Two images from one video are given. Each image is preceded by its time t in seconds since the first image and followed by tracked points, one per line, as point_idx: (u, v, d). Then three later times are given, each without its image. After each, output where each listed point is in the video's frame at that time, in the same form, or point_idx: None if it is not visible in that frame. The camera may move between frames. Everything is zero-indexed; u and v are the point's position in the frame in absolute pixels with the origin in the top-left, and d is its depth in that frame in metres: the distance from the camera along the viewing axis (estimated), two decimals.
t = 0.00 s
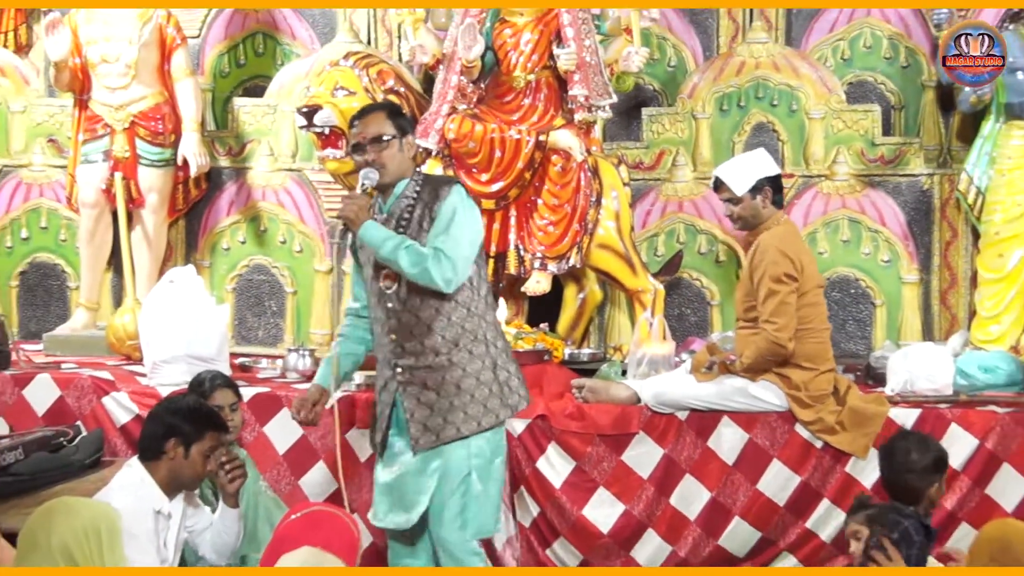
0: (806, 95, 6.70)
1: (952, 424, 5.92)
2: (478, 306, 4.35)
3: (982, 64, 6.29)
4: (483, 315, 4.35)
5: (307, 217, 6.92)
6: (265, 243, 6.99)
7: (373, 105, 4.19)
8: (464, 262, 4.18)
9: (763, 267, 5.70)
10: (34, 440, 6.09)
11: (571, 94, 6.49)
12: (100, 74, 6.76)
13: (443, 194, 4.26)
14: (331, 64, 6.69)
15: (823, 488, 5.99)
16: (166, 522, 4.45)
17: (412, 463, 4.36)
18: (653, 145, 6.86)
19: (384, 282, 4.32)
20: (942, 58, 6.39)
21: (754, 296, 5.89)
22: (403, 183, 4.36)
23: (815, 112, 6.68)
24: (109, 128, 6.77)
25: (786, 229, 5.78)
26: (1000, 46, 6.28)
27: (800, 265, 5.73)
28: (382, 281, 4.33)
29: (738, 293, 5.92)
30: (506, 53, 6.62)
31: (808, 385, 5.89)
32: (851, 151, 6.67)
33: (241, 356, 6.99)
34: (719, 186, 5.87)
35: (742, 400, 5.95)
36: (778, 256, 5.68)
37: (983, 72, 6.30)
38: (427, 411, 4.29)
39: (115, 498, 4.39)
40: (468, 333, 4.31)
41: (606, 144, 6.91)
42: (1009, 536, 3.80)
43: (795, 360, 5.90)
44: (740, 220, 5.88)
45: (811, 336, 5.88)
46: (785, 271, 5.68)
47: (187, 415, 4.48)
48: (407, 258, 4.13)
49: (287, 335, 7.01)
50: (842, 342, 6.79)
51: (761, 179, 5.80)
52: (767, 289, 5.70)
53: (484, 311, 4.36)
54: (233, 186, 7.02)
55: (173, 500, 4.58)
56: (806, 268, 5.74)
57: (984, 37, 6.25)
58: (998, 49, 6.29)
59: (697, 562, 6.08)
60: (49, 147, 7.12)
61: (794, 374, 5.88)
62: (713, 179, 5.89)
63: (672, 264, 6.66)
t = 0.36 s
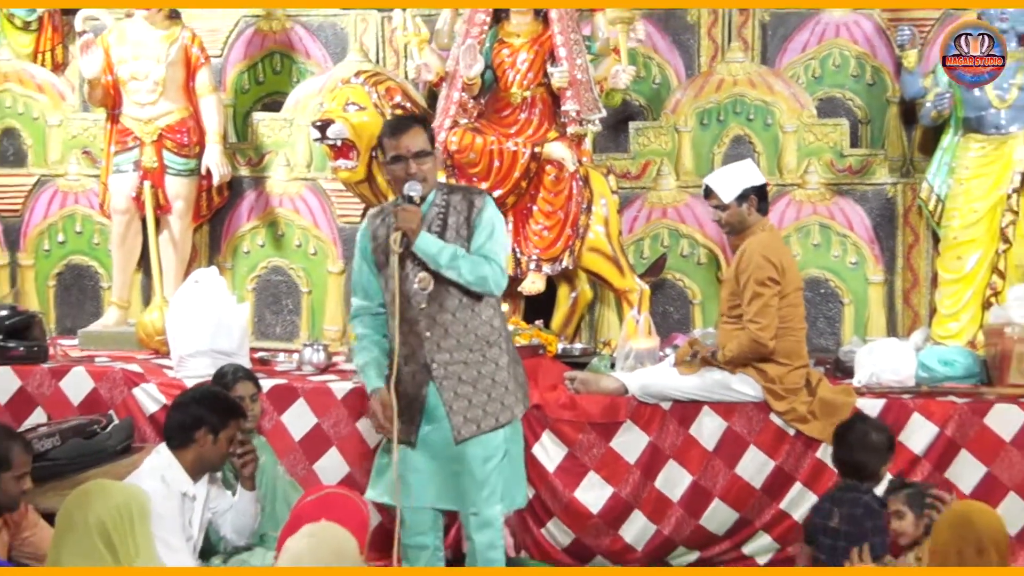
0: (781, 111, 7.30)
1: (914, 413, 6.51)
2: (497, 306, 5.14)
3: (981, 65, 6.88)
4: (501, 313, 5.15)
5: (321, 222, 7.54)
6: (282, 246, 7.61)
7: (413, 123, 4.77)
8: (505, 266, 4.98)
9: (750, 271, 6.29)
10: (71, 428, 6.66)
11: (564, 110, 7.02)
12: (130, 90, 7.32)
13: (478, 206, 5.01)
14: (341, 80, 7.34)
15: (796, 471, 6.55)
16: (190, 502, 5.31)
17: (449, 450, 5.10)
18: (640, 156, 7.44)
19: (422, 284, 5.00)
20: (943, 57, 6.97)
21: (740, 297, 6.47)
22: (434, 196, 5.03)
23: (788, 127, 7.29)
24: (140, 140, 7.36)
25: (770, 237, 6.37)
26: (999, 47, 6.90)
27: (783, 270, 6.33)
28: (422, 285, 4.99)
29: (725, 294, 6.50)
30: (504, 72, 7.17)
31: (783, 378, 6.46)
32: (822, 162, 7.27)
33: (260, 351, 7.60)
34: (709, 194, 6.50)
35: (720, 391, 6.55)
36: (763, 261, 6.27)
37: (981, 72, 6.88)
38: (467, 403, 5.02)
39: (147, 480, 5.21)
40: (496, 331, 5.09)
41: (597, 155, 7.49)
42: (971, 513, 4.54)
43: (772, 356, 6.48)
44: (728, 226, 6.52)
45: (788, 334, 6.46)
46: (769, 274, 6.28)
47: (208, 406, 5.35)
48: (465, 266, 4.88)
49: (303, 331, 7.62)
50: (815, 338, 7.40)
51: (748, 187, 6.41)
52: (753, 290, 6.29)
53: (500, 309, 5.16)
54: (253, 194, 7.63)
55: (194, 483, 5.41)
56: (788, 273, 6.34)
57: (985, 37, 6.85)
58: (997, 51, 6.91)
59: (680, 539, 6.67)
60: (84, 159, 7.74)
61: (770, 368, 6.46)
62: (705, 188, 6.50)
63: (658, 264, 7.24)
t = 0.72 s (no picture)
0: (759, 124, 7.90)
1: (884, 405, 6.97)
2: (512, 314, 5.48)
3: (980, 64, 7.44)
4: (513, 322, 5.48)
5: (333, 226, 8.23)
6: (298, 249, 8.29)
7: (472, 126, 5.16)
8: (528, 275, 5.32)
9: (743, 271, 6.81)
10: (100, 417, 7.16)
11: (559, 122, 7.54)
12: (156, 104, 7.90)
13: (515, 216, 5.39)
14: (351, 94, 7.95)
15: (775, 458, 7.09)
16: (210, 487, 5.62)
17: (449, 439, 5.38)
18: (630, 165, 8.01)
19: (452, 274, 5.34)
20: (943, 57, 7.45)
21: (727, 296, 6.98)
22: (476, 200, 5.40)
23: (766, 138, 7.87)
24: (164, 151, 7.94)
25: (753, 238, 6.92)
26: (998, 47, 7.45)
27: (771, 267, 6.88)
28: (451, 275, 5.34)
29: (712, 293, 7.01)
30: (504, 87, 7.72)
31: (764, 371, 6.98)
32: (798, 171, 7.86)
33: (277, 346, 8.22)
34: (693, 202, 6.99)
35: (705, 383, 7.07)
36: (755, 261, 6.81)
37: (980, 73, 7.45)
38: (469, 394, 5.32)
39: (169, 466, 5.51)
40: (507, 334, 5.42)
41: (589, 164, 8.05)
42: (921, 502, 4.76)
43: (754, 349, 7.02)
44: (711, 229, 7.01)
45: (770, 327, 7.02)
46: (760, 273, 6.81)
47: (227, 398, 5.68)
48: (494, 263, 5.21)
49: (316, 327, 8.29)
50: (792, 334, 7.99)
51: (726, 196, 6.91)
52: (747, 289, 6.82)
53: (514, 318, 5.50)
54: (270, 201, 8.30)
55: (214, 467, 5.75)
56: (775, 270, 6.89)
57: (984, 38, 7.41)
58: (996, 51, 7.45)
59: (667, 521, 7.20)
60: (113, 167, 8.52)
61: (752, 361, 6.99)
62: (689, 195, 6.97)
63: (645, 265, 7.83)
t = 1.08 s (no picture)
0: (742, 130, 8.29)
1: (864, 399, 7.21)
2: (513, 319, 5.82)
3: (980, 64, 7.78)
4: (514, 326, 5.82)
5: (336, 227, 8.67)
6: (303, 249, 8.73)
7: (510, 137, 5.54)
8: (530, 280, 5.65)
9: (732, 271, 7.06)
10: (114, 410, 7.49)
11: (553, 129, 7.90)
12: (167, 111, 8.27)
13: (529, 225, 5.75)
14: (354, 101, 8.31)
15: (758, 449, 7.41)
16: (220, 476, 5.98)
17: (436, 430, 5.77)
18: (620, 169, 8.42)
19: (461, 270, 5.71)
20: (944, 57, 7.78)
21: (715, 294, 7.23)
22: (496, 206, 5.77)
23: (749, 144, 8.28)
24: (176, 155, 8.32)
25: (738, 238, 7.16)
26: (996, 47, 7.81)
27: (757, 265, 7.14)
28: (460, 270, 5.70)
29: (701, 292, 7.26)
30: (500, 95, 8.10)
31: (749, 366, 7.28)
32: (780, 175, 8.26)
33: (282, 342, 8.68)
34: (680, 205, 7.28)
35: (693, 377, 7.41)
36: (742, 261, 7.06)
37: (979, 74, 7.79)
38: (455, 386, 5.72)
39: (179, 457, 5.81)
40: (503, 336, 5.79)
41: (581, 168, 8.45)
42: (889, 496, 5.00)
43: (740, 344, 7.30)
44: (697, 231, 7.31)
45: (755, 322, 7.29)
46: (747, 272, 7.07)
47: (235, 392, 5.98)
48: (498, 262, 5.54)
49: (320, 324, 8.73)
50: (773, 330, 8.40)
51: (712, 200, 7.21)
52: (736, 288, 7.07)
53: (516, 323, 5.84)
54: (276, 204, 8.74)
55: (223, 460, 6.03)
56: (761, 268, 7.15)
57: (984, 39, 7.74)
58: (995, 52, 7.81)
59: (655, 509, 7.54)
60: (127, 171, 8.95)
61: (739, 356, 7.28)
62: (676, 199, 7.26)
63: (634, 265, 8.23)
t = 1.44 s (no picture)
0: (733, 130, 8.43)
1: (853, 396, 7.32)
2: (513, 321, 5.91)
3: (979, 64, 8.02)
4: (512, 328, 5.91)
5: (333, 227, 8.79)
6: (300, 248, 8.85)
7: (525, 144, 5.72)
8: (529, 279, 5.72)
9: (718, 272, 7.17)
10: (113, 407, 7.59)
11: (546, 130, 8.01)
12: (166, 112, 8.38)
13: (534, 228, 5.84)
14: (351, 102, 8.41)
15: (748, 445, 7.53)
16: (217, 472, 6.07)
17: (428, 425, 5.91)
18: (612, 169, 8.54)
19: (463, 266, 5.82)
20: (944, 58, 7.95)
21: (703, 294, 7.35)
22: (505, 207, 5.87)
23: (740, 144, 8.41)
24: (174, 155, 8.43)
25: (727, 239, 7.28)
26: (996, 48, 8.12)
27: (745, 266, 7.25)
28: (462, 267, 5.81)
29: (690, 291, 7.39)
30: (493, 96, 8.20)
31: (738, 364, 7.39)
32: (770, 175, 8.39)
33: (279, 340, 8.81)
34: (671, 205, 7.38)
35: (684, 374, 7.52)
36: (729, 262, 7.17)
37: (978, 73, 8.03)
38: (446, 381, 5.83)
39: (178, 453, 5.93)
40: (499, 336, 5.88)
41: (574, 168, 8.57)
42: (867, 487, 5.30)
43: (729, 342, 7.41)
44: (688, 231, 7.41)
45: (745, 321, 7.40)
46: (734, 273, 7.18)
47: (236, 390, 6.05)
48: (495, 258, 5.62)
49: (316, 322, 8.86)
50: (763, 328, 8.54)
51: (702, 200, 7.31)
52: (722, 288, 7.19)
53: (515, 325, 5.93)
54: (273, 203, 8.86)
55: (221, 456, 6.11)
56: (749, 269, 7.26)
57: (984, 39, 8.03)
58: (994, 52, 8.11)
59: (646, 505, 7.65)
60: (125, 171, 9.06)
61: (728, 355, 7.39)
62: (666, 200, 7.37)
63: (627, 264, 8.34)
